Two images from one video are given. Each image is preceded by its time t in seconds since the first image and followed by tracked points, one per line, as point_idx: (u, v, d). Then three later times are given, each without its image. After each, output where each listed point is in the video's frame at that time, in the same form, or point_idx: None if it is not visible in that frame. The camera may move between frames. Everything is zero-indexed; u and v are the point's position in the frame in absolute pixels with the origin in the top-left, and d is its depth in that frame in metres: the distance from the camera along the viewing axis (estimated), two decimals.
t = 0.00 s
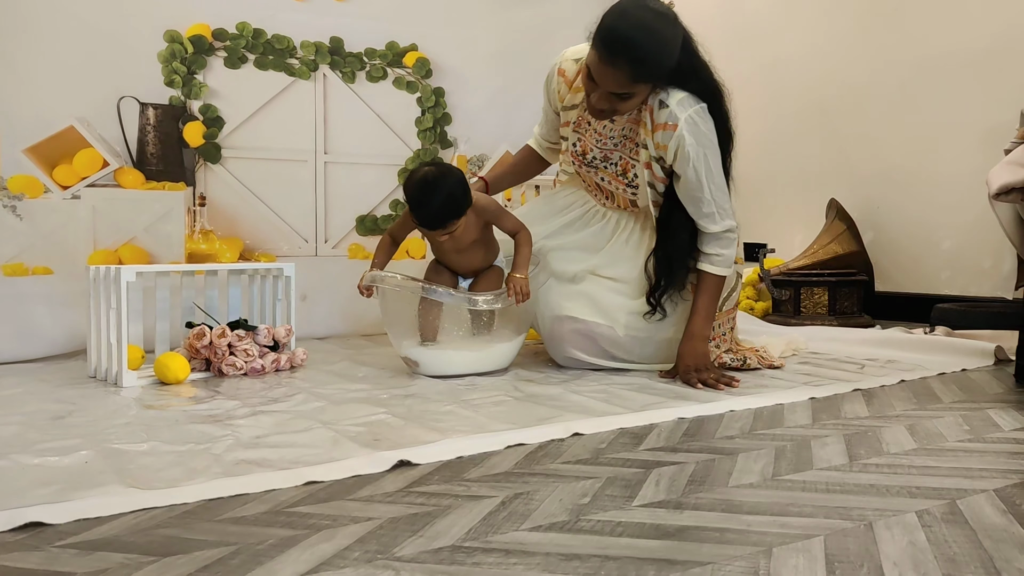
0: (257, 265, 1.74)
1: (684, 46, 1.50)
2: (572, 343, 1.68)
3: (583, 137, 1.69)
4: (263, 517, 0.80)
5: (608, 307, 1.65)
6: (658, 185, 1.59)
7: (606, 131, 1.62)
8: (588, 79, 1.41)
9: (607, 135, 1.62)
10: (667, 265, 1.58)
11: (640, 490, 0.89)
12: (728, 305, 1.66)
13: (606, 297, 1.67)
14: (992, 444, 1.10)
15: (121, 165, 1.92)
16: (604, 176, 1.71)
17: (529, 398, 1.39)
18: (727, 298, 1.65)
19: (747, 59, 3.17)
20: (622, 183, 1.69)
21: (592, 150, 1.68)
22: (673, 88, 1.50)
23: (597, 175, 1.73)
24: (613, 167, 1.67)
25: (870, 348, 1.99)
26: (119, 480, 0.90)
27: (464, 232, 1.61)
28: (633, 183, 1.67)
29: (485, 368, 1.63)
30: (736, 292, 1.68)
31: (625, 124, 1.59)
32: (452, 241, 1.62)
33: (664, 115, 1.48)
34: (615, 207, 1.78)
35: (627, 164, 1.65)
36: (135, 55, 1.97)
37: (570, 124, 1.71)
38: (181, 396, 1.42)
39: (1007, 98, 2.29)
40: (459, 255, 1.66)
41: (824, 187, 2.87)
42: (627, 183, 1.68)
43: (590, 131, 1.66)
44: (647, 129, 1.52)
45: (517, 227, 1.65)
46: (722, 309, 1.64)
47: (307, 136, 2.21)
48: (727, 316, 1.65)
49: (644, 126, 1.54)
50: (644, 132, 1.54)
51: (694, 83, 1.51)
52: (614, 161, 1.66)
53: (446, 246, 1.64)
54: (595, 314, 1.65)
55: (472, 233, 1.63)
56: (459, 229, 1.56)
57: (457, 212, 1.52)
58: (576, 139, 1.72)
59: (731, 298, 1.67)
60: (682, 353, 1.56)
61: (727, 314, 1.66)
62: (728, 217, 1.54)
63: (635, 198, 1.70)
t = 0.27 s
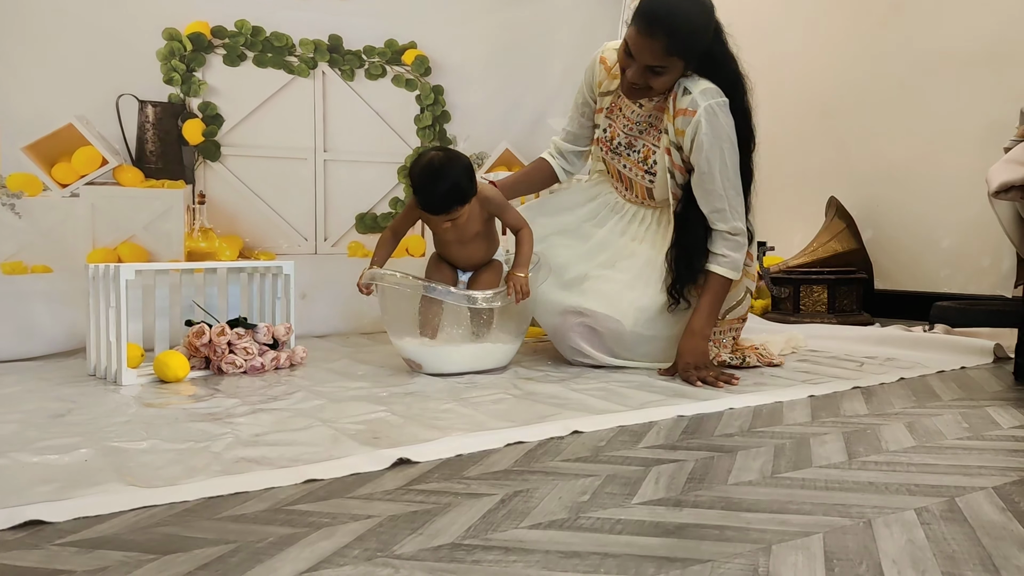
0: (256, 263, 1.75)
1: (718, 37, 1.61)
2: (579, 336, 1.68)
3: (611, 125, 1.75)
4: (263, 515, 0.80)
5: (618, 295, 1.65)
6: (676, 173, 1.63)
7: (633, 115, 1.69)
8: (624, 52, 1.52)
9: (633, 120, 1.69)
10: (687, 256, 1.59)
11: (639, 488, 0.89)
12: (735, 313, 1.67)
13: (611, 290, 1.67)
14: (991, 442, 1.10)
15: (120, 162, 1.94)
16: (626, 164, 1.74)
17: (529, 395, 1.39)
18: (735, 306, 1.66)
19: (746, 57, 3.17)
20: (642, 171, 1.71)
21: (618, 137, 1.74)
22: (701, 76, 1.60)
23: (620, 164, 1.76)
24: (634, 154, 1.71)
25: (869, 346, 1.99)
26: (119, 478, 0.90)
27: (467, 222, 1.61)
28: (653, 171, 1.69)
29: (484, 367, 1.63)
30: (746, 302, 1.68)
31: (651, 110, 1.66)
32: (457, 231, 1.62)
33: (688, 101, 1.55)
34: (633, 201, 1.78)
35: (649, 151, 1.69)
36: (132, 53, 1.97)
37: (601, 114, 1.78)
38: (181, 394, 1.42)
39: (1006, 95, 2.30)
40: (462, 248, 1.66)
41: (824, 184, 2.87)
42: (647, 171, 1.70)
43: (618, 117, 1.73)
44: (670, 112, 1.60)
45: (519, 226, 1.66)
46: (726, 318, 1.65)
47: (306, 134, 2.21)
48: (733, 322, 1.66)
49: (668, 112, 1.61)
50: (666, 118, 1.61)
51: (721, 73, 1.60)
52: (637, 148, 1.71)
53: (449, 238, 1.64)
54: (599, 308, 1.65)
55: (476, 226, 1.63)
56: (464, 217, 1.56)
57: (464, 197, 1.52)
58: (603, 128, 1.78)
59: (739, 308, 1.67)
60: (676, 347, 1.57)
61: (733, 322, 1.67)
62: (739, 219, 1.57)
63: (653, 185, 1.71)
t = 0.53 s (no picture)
0: (256, 262, 1.75)
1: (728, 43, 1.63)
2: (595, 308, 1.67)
3: (627, 134, 1.78)
4: (263, 515, 0.80)
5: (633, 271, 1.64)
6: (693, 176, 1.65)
7: (649, 123, 1.72)
8: (638, 59, 1.56)
9: (648, 128, 1.72)
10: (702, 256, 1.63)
11: (639, 487, 0.89)
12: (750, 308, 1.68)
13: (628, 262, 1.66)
14: (990, 440, 1.10)
15: (120, 162, 1.94)
16: (643, 172, 1.76)
17: (529, 394, 1.39)
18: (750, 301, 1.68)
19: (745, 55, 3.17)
20: (661, 178, 1.72)
21: (635, 146, 1.76)
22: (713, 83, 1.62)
23: (638, 173, 1.78)
24: (651, 162, 1.73)
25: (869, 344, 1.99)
26: (119, 478, 0.90)
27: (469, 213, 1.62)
28: (672, 177, 1.70)
29: (484, 366, 1.63)
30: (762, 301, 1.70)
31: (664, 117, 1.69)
32: (460, 221, 1.63)
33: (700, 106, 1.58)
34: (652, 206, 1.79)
35: (666, 158, 1.70)
36: (130, 53, 1.96)
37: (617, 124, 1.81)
38: (181, 394, 1.42)
39: (1004, 94, 2.30)
40: (462, 241, 1.67)
41: (823, 183, 2.87)
42: (665, 177, 1.71)
43: (634, 126, 1.76)
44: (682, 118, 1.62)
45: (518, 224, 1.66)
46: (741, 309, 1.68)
47: (305, 134, 2.21)
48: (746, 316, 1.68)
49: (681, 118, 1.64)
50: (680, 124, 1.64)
51: (731, 76, 1.62)
52: (653, 155, 1.72)
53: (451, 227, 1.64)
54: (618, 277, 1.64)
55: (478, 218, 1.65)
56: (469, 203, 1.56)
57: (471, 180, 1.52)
58: (620, 138, 1.80)
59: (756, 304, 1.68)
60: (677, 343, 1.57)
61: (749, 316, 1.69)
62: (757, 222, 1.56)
63: (673, 191, 1.71)
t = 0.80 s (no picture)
0: (257, 262, 1.74)
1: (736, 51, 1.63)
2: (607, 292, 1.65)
3: (637, 142, 1.79)
4: (263, 515, 0.80)
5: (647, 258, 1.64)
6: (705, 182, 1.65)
7: (658, 132, 1.73)
8: (647, 68, 1.57)
9: (658, 137, 1.73)
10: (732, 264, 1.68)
11: (639, 487, 0.89)
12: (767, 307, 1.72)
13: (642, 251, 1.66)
14: (991, 440, 1.10)
15: (120, 163, 1.93)
16: (654, 180, 1.78)
17: (529, 394, 1.39)
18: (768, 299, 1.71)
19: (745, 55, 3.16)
20: (673, 185, 1.75)
21: (646, 154, 1.77)
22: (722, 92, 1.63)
23: (650, 180, 1.79)
24: (662, 170, 1.75)
25: (869, 345, 1.99)
26: (119, 478, 0.90)
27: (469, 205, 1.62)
28: (683, 184, 1.73)
29: (483, 366, 1.63)
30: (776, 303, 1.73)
31: (675, 126, 1.70)
32: (459, 215, 1.63)
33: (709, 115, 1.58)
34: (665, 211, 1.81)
35: (677, 165, 1.72)
36: (129, 53, 1.96)
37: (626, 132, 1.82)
38: (181, 394, 1.42)
39: (1003, 95, 2.30)
40: (459, 233, 1.67)
41: (823, 183, 2.87)
42: (677, 184, 1.74)
43: (644, 135, 1.76)
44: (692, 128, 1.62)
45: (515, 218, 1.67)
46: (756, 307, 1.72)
47: (305, 134, 2.21)
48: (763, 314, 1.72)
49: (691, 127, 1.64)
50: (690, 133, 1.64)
51: (738, 82, 1.62)
52: (665, 163, 1.74)
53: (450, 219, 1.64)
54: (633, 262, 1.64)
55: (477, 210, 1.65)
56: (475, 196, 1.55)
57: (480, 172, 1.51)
58: (630, 145, 1.81)
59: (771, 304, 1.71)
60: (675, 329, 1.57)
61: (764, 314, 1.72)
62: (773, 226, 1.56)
63: (686, 197, 1.74)
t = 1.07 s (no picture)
0: (257, 262, 1.74)
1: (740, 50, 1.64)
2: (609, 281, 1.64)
3: (640, 142, 1.79)
4: (263, 514, 0.80)
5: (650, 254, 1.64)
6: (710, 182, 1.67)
7: (662, 132, 1.73)
8: (652, 67, 1.58)
9: (661, 137, 1.73)
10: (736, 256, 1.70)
11: (639, 486, 0.89)
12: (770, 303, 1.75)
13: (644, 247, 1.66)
14: (990, 439, 1.10)
15: (120, 162, 1.94)
16: (657, 180, 1.78)
17: (529, 394, 1.39)
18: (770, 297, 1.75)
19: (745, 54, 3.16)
20: (676, 186, 1.75)
21: (649, 154, 1.77)
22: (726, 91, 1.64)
23: (652, 181, 1.79)
24: (665, 170, 1.75)
25: (869, 344, 1.99)
26: (118, 477, 0.90)
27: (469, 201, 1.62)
28: (687, 185, 1.73)
29: (483, 364, 1.63)
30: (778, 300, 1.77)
31: (678, 126, 1.70)
32: (458, 213, 1.63)
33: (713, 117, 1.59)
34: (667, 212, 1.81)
35: (679, 166, 1.72)
36: (129, 52, 1.96)
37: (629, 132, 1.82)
38: (181, 394, 1.42)
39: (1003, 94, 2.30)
40: (457, 231, 1.66)
41: (823, 182, 2.87)
42: (680, 185, 1.74)
43: (647, 135, 1.76)
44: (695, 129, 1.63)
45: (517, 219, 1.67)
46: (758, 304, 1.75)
47: (305, 133, 2.21)
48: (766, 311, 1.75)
49: (695, 128, 1.65)
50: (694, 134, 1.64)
51: (743, 84, 1.63)
52: (667, 164, 1.74)
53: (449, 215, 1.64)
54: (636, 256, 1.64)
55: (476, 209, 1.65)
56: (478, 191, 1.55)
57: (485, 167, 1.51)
58: (632, 145, 1.81)
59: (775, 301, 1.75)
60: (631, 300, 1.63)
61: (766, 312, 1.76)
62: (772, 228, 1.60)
63: (689, 198, 1.74)
